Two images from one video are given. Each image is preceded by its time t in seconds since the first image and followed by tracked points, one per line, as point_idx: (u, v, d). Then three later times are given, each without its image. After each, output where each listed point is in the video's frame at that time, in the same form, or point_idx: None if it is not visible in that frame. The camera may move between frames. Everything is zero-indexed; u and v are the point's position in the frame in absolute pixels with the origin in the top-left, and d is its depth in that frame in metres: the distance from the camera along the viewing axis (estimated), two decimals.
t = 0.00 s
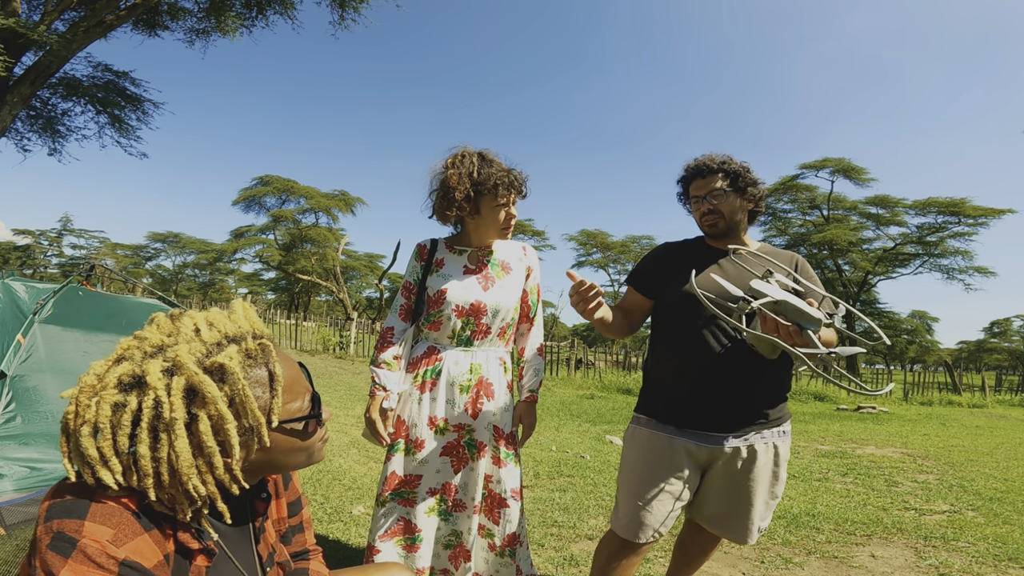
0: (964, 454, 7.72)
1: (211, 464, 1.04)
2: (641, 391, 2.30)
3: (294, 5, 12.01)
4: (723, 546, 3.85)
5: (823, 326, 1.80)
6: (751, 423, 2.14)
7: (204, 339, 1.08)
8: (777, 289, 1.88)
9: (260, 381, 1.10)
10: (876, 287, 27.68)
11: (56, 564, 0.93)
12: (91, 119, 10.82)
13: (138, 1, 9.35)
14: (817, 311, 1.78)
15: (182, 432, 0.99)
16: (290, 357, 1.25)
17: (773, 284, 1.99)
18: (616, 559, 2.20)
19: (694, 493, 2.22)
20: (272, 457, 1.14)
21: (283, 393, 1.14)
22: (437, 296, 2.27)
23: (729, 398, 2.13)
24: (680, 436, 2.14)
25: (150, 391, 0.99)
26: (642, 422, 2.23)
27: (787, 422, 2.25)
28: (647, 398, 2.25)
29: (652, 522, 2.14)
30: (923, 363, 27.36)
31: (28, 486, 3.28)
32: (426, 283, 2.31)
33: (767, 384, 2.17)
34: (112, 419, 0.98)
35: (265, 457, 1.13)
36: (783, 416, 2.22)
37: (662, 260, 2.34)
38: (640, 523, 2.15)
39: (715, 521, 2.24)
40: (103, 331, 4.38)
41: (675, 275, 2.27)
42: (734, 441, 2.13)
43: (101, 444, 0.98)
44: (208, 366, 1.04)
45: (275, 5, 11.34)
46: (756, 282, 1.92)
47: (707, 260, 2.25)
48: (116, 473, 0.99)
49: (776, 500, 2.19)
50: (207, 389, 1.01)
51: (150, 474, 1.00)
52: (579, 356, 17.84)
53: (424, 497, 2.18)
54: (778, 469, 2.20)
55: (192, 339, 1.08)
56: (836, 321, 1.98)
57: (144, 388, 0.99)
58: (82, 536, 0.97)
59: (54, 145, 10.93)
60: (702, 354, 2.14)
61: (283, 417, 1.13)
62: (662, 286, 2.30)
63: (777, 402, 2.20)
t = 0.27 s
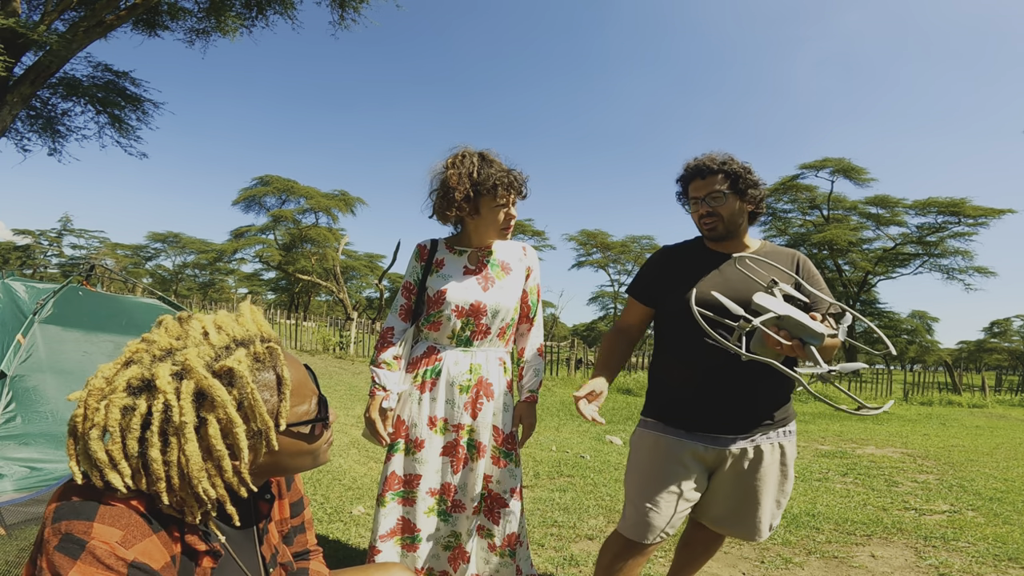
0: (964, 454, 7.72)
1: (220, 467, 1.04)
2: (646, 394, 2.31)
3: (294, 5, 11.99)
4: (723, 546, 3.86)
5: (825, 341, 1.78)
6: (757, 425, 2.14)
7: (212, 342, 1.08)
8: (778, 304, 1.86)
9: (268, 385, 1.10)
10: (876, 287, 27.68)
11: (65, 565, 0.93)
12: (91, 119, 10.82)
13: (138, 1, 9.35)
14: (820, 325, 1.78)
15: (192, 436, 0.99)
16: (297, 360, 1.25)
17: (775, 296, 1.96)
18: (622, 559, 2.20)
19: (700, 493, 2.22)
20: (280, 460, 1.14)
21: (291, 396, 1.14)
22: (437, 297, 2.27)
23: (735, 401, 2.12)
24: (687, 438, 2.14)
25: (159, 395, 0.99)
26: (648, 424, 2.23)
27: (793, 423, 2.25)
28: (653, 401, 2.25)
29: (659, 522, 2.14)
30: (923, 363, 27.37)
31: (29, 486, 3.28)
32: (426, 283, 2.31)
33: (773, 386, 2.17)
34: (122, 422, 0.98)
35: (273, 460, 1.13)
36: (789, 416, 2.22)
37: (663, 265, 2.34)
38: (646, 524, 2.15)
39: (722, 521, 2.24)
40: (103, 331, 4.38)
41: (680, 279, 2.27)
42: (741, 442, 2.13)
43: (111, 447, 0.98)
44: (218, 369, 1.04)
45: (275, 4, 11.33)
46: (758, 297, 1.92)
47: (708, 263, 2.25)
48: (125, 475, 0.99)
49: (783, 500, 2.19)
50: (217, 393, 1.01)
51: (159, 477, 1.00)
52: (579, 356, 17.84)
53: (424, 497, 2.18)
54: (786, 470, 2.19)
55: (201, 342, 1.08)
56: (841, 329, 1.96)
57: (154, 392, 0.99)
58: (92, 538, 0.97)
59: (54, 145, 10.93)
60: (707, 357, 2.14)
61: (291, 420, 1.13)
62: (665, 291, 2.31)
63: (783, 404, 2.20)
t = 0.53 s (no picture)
0: (964, 454, 7.72)
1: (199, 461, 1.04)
2: (648, 394, 2.31)
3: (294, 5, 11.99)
4: (723, 546, 3.85)
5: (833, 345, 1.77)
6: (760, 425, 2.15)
7: (177, 337, 1.08)
8: (785, 308, 1.85)
9: (235, 376, 1.09)
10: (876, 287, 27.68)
11: (63, 566, 0.93)
12: (91, 119, 10.82)
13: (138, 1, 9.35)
14: (828, 330, 1.77)
15: (156, 432, 0.99)
16: (275, 352, 1.24)
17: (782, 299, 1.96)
18: (624, 559, 2.20)
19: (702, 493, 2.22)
20: (264, 453, 1.13)
21: (265, 387, 1.13)
22: (437, 297, 2.26)
23: (737, 401, 2.12)
24: (689, 438, 2.14)
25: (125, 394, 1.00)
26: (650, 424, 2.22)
27: (796, 422, 2.25)
28: (655, 401, 2.25)
29: (660, 523, 2.14)
30: (923, 363, 27.37)
31: (28, 486, 3.28)
32: (426, 283, 2.31)
33: (775, 385, 2.16)
34: (94, 423, 0.99)
35: (256, 454, 1.12)
36: (791, 417, 2.22)
37: (667, 265, 2.34)
38: (648, 524, 2.15)
39: (723, 521, 2.24)
40: (103, 331, 4.38)
41: (684, 280, 2.27)
42: (744, 441, 2.14)
43: (86, 448, 0.99)
44: (182, 364, 1.03)
45: (275, 5, 11.33)
46: (766, 300, 1.90)
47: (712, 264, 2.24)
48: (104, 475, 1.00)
49: (784, 500, 2.19)
50: (181, 387, 1.01)
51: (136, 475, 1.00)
52: (579, 356, 17.84)
53: (424, 498, 2.17)
54: (788, 470, 2.20)
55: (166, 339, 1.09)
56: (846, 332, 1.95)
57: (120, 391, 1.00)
58: (88, 538, 0.97)
59: (54, 145, 10.93)
60: (711, 356, 2.14)
61: (267, 411, 1.12)
62: (669, 291, 2.31)
63: (785, 404, 2.20)
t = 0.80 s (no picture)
0: (964, 454, 7.71)
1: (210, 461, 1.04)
2: (648, 394, 2.31)
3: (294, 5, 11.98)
4: (723, 546, 3.86)
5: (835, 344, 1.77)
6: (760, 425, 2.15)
7: (192, 338, 1.08)
8: (790, 306, 1.86)
9: (248, 378, 1.10)
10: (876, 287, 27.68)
11: (56, 565, 0.93)
12: (91, 119, 10.82)
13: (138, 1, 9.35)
14: (831, 328, 1.77)
15: (173, 432, 0.99)
16: (283, 355, 1.24)
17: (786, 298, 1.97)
18: (623, 559, 2.20)
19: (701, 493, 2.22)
20: (270, 455, 1.14)
21: (276, 389, 1.14)
22: (437, 297, 2.26)
23: (738, 400, 2.13)
24: (688, 437, 2.14)
25: (139, 393, 0.99)
26: (650, 424, 2.22)
27: (794, 421, 2.25)
28: (654, 401, 2.25)
29: (659, 523, 2.14)
30: (923, 363, 27.38)
31: (28, 486, 3.28)
32: (426, 283, 2.31)
33: (775, 385, 2.16)
34: (105, 421, 0.98)
35: (263, 455, 1.13)
36: (789, 416, 2.23)
37: (671, 265, 2.33)
38: (648, 524, 2.15)
39: (722, 520, 2.24)
40: (103, 331, 4.38)
41: (687, 278, 2.26)
42: (743, 441, 2.14)
43: (94, 446, 0.98)
44: (197, 364, 1.03)
45: (275, 5, 11.32)
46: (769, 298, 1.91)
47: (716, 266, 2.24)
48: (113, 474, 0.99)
49: (783, 500, 2.19)
50: (197, 387, 1.01)
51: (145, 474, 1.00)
52: (579, 356, 17.84)
53: (424, 498, 2.18)
54: (787, 469, 2.20)
55: (179, 339, 1.08)
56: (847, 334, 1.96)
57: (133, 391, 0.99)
58: (82, 537, 0.97)
59: (54, 145, 10.93)
60: (713, 356, 2.13)
61: (277, 414, 1.13)
62: (671, 290, 2.31)
63: (784, 404, 2.20)
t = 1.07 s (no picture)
0: (964, 454, 7.71)
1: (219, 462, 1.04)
2: (646, 394, 2.31)
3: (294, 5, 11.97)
4: (723, 546, 3.86)
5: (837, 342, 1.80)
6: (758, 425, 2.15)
7: (206, 339, 1.08)
8: (792, 303, 1.88)
9: (261, 380, 1.10)
10: (876, 287, 27.68)
11: (65, 566, 0.93)
12: (91, 119, 10.82)
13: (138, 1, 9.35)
14: (832, 326, 1.79)
15: (183, 433, 0.99)
16: (293, 358, 1.25)
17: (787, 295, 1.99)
18: (623, 558, 2.20)
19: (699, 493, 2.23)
20: (276, 458, 1.14)
21: (286, 392, 1.14)
22: (436, 297, 2.27)
23: (737, 400, 2.12)
24: (687, 437, 2.14)
25: (152, 393, 0.99)
26: (650, 423, 2.22)
27: (791, 421, 2.25)
28: (653, 400, 2.25)
29: (659, 523, 2.14)
30: (923, 363, 27.39)
31: (29, 486, 3.28)
32: (426, 283, 2.31)
33: (773, 385, 2.17)
34: (116, 420, 0.98)
35: (270, 458, 1.13)
36: (787, 416, 2.23)
37: (670, 264, 2.33)
38: (647, 524, 2.15)
39: (721, 521, 2.23)
40: (103, 331, 4.38)
41: (686, 278, 2.26)
42: (740, 440, 2.14)
43: (105, 444, 0.98)
44: (211, 365, 1.04)
45: (275, 4, 11.32)
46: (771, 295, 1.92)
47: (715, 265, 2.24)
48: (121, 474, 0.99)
49: (781, 500, 2.19)
50: (210, 388, 1.01)
51: (155, 474, 1.00)
52: (579, 356, 17.85)
53: (424, 499, 2.18)
54: (784, 468, 2.20)
55: (194, 340, 1.08)
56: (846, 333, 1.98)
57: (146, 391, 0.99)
58: (91, 538, 0.97)
59: (54, 145, 10.93)
60: (712, 356, 2.13)
61: (286, 417, 1.13)
62: (670, 290, 2.31)
63: (782, 404, 2.20)
